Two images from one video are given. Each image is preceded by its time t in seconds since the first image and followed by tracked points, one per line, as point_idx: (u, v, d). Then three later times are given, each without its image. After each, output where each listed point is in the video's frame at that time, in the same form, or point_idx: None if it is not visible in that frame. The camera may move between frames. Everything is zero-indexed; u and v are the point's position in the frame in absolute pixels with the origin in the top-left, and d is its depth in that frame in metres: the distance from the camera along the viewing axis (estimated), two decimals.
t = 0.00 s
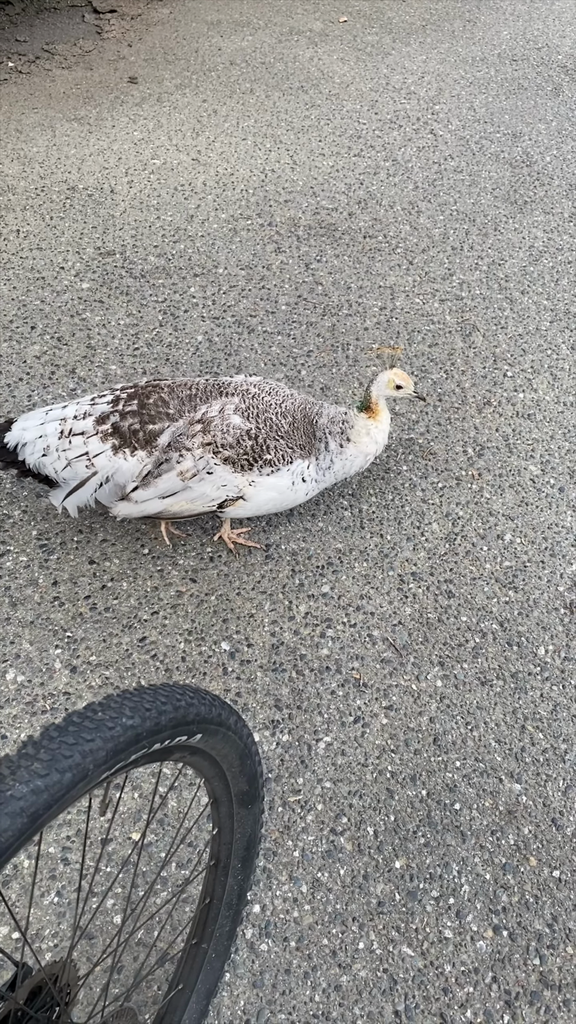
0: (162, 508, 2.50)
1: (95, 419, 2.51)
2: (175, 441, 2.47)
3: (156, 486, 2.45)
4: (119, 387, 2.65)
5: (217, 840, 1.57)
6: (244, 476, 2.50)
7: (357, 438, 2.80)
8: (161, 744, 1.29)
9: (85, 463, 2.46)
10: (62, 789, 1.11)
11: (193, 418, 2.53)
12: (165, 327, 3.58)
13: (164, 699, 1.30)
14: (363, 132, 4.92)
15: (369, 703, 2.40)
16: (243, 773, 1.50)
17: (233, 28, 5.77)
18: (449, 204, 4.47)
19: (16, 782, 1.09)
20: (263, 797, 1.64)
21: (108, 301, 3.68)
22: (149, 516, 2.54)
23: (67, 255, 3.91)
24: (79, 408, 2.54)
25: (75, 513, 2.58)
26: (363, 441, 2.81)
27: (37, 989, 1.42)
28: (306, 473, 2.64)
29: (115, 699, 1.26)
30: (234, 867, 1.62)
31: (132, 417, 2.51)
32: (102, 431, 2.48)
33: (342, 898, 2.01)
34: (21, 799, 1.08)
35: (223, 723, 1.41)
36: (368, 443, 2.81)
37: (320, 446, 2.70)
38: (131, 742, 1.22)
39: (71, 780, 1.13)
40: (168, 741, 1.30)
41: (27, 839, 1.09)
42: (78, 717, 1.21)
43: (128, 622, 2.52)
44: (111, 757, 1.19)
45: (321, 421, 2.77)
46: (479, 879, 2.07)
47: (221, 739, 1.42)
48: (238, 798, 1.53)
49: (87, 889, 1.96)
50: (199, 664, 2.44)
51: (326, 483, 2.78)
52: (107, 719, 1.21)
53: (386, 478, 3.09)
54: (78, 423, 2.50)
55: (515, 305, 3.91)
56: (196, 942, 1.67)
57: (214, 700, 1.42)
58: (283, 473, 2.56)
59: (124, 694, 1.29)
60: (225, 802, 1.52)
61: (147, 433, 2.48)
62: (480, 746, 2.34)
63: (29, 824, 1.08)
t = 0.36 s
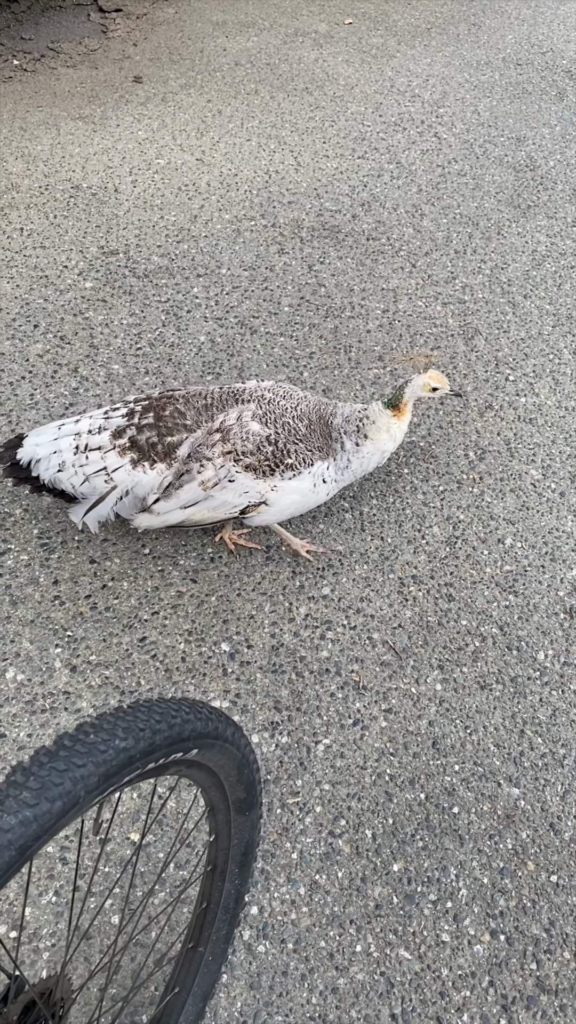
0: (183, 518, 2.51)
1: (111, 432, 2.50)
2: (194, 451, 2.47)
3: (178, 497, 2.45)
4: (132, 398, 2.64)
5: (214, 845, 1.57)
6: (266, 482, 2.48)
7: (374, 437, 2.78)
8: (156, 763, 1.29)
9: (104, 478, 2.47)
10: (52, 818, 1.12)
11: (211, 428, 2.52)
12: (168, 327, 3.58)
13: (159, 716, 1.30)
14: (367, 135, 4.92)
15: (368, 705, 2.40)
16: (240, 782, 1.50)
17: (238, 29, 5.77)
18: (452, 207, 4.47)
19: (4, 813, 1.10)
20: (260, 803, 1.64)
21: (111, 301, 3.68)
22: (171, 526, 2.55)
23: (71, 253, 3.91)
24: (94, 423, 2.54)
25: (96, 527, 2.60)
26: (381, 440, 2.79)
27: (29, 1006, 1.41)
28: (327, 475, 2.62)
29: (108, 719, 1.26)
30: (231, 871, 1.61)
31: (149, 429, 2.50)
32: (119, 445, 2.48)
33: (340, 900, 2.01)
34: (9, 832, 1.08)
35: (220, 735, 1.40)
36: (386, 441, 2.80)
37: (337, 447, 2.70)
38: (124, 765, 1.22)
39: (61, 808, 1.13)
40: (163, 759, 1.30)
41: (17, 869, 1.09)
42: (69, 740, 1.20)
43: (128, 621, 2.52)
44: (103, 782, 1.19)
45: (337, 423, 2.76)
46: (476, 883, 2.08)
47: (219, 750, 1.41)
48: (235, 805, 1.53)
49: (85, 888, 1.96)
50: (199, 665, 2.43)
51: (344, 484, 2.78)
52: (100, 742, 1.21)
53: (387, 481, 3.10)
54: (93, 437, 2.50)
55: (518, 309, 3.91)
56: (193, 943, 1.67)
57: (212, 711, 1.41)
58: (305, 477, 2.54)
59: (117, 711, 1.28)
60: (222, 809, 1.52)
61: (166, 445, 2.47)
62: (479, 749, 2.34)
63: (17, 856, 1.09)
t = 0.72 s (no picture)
0: (233, 527, 2.51)
1: (160, 443, 2.49)
2: (247, 460, 2.47)
3: (228, 506, 2.45)
4: (179, 409, 2.63)
5: (203, 853, 1.61)
6: (318, 490, 2.49)
7: (419, 438, 2.74)
8: (120, 803, 1.32)
9: (152, 489, 2.44)
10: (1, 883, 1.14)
11: (264, 437, 2.52)
12: (174, 326, 3.59)
13: (121, 756, 1.31)
14: (374, 136, 4.93)
15: (371, 706, 2.41)
16: (224, 794, 1.54)
17: (246, 29, 5.77)
18: (458, 210, 4.48)
19: None
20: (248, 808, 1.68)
21: (117, 299, 3.69)
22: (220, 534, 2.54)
23: (77, 251, 3.91)
24: (138, 434, 2.52)
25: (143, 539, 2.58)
26: (426, 441, 2.74)
27: None
28: (377, 480, 2.64)
29: (62, 767, 1.27)
30: (222, 875, 1.66)
31: (200, 440, 2.50)
32: (168, 456, 2.47)
33: (341, 901, 2.01)
34: None
35: (196, 759, 1.43)
36: (431, 442, 2.75)
37: (385, 452, 2.69)
38: (82, 815, 1.24)
39: (11, 871, 1.16)
40: (129, 798, 1.33)
41: None
42: (20, 795, 1.22)
43: (132, 619, 2.53)
44: (58, 838, 1.21)
45: (383, 428, 2.76)
46: (478, 884, 2.08)
47: (198, 770, 1.45)
48: (222, 814, 1.56)
49: (87, 885, 1.96)
50: (202, 663, 2.44)
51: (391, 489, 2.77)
52: (53, 794, 1.23)
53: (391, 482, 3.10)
54: (141, 449, 2.48)
55: (523, 313, 3.92)
56: (186, 945, 1.70)
57: (185, 736, 1.44)
58: (357, 484, 2.54)
59: (74, 755, 1.30)
60: (207, 820, 1.55)
61: (217, 455, 2.47)
62: (481, 751, 2.35)
63: None
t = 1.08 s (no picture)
0: (265, 528, 2.53)
1: (192, 447, 2.50)
2: (280, 464, 2.48)
3: (261, 509, 2.47)
4: (210, 411, 2.64)
5: (193, 853, 1.53)
6: (351, 492, 2.51)
7: (449, 440, 2.77)
8: (88, 836, 1.20)
9: (186, 493, 2.45)
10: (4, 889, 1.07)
11: (297, 439, 2.54)
12: (181, 324, 3.60)
13: (84, 789, 1.19)
14: (381, 137, 4.95)
15: (376, 704, 2.42)
16: (209, 800, 1.43)
17: (255, 28, 5.78)
18: (465, 212, 4.49)
19: None
20: (241, 804, 1.56)
21: (125, 295, 3.70)
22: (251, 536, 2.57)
23: (86, 247, 3.92)
24: (171, 437, 2.53)
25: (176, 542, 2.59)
26: (456, 443, 2.77)
27: None
28: (407, 482, 2.67)
29: (19, 806, 1.14)
30: (215, 873, 1.57)
31: (233, 443, 2.51)
32: (201, 460, 2.47)
33: (346, 896, 2.02)
34: None
35: (173, 777, 1.32)
36: (460, 445, 2.78)
37: (414, 455, 2.72)
38: (42, 857, 1.13)
39: None
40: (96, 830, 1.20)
41: None
42: None
43: (139, 615, 2.53)
44: (16, 883, 1.09)
45: (413, 429, 2.78)
46: (481, 882, 2.09)
47: (176, 786, 1.34)
48: (209, 817, 1.46)
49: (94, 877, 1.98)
50: (209, 659, 2.45)
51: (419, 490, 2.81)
52: (8, 838, 1.10)
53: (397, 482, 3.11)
54: (174, 453, 2.48)
55: (528, 315, 3.93)
56: (181, 943, 1.66)
57: (160, 754, 1.31)
58: (388, 486, 2.57)
59: (33, 790, 1.17)
60: (194, 825, 1.46)
61: (250, 458, 2.48)
62: (485, 750, 2.36)
63: None
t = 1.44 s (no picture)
0: (274, 530, 2.54)
1: (199, 454, 2.50)
2: (287, 466, 2.49)
3: (271, 512, 2.48)
4: (214, 418, 2.64)
5: (191, 844, 1.54)
6: (359, 491, 2.53)
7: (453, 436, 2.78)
8: (85, 822, 1.22)
9: (195, 500, 2.46)
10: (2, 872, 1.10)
11: (302, 441, 2.54)
12: (185, 320, 3.61)
13: (81, 778, 1.20)
14: (386, 136, 4.95)
15: (376, 699, 2.43)
16: (208, 790, 1.44)
17: (260, 26, 5.79)
18: (469, 212, 4.50)
19: None
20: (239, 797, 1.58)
21: (129, 291, 3.71)
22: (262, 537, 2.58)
23: (90, 243, 3.93)
24: (177, 445, 2.53)
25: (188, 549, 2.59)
26: (461, 434, 2.78)
27: None
28: (413, 478, 2.69)
29: (18, 792, 1.17)
30: (214, 864, 1.58)
31: (239, 448, 2.51)
32: (209, 466, 2.48)
33: (345, 890, 2.04)
34: None
35: (171, 764, 1.33)
36: (465, 437, 2.79)
37: (418, 451, 2.74)
38: (39, 842, 1.15)
39: None
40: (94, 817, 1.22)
41: None
42: None
43: (141, 609, 2.55)
44: (13, 867, 1.12)
45: (415, 424, 2.79)
46: (480, 877, 2.10)
47: (174, 774, 1.35)
48: (208, 807, 1.48)
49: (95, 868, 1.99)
50: (210, 654, 2.46)
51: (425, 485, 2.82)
52: (6, 823, 1.13)
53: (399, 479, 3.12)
54: (181, 460, 2.49)
55: (531, 315, 3.94)
56: (181, 931, 1.66)
57: (157, 744, 1.33)
58: (395, 483, 2.59)
59: (32, 777, 1.19)
60: (193, 814, 1.47)
61: (257, 461, 2.49)
62: (484, 747, 2.37)
63: None
